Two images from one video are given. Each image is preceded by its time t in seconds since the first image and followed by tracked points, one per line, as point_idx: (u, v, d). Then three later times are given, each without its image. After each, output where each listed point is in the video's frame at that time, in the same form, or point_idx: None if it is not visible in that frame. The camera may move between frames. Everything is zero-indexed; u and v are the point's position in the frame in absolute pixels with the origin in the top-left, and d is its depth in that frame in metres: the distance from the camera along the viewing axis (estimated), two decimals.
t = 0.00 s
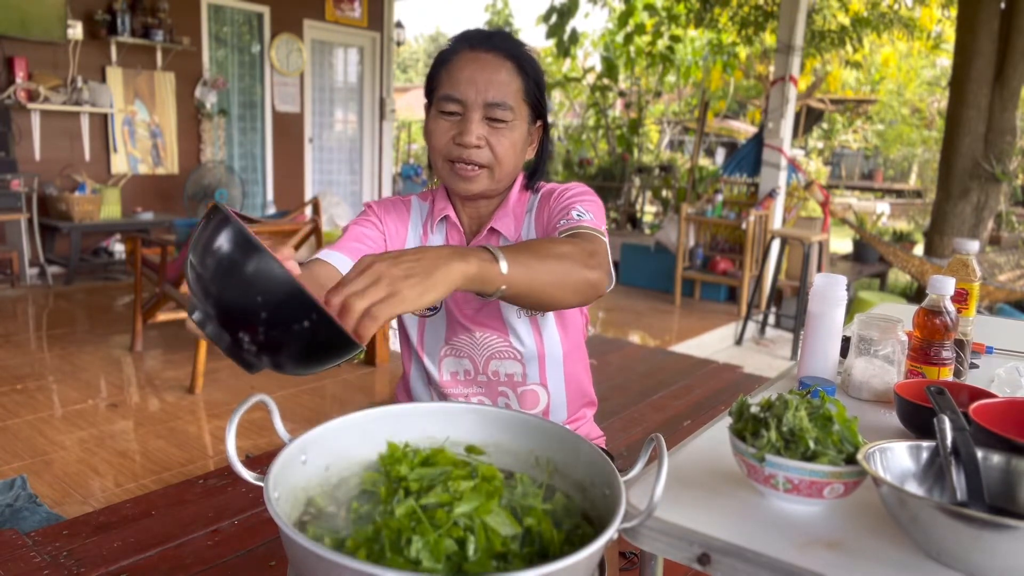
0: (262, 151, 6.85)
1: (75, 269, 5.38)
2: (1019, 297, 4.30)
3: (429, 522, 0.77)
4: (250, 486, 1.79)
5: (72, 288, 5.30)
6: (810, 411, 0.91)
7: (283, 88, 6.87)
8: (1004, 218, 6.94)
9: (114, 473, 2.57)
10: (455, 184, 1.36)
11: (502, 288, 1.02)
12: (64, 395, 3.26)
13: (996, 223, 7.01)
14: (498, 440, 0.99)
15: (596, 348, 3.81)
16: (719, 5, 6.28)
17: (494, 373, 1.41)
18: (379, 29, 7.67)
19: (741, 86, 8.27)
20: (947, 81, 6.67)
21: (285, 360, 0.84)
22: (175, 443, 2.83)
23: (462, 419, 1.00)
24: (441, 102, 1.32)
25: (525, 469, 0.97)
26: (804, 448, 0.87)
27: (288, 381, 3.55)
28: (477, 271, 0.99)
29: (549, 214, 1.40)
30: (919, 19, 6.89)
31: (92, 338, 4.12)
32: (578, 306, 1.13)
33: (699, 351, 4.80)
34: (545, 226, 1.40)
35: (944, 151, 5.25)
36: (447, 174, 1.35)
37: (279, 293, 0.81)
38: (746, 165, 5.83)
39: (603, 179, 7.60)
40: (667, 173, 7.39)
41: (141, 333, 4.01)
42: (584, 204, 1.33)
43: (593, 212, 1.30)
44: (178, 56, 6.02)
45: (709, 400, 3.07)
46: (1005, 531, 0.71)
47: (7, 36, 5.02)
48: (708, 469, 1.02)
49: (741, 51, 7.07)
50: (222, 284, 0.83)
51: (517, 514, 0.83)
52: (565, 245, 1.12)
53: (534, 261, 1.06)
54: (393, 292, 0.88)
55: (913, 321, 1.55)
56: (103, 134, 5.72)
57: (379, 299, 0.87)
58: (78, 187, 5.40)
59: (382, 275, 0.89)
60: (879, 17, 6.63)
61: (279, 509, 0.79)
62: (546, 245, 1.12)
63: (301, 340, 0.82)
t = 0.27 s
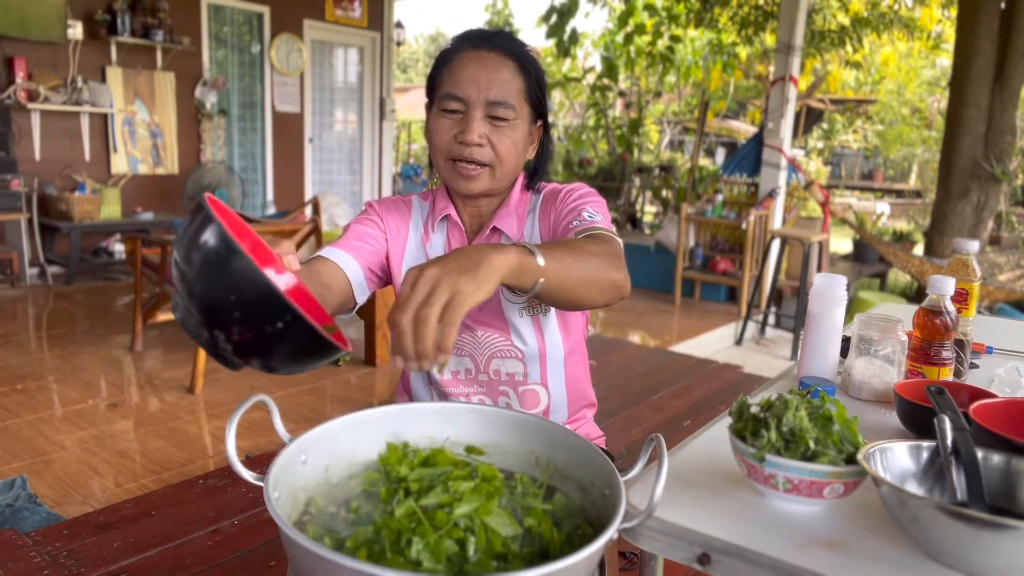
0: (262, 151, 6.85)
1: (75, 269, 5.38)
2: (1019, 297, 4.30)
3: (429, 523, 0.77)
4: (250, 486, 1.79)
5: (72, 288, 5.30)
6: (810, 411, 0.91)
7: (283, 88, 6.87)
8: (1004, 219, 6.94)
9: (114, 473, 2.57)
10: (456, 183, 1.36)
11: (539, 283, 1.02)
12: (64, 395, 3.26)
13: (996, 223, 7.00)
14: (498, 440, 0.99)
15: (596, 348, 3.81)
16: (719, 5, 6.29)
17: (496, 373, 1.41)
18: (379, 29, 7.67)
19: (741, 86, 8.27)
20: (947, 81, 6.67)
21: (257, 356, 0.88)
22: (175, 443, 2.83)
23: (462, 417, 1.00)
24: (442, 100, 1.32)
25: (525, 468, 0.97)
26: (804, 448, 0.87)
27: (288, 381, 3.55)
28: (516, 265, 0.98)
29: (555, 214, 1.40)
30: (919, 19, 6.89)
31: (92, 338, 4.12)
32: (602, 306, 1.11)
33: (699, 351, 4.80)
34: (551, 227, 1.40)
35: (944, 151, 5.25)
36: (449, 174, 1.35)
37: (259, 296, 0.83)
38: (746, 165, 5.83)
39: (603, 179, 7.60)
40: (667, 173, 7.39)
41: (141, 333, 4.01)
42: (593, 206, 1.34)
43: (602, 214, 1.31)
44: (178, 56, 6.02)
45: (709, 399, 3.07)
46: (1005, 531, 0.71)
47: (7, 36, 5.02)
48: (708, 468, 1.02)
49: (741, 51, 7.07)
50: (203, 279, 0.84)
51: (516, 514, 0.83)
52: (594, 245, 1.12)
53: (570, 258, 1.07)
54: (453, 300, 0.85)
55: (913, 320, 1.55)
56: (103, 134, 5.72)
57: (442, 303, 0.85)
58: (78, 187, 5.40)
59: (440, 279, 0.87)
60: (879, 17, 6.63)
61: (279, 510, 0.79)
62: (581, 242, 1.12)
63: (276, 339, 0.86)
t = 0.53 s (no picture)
0: (262, 151, 6.85)
1: (75, 269, 5.38)
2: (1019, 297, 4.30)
3: (429, 524, 0.77)
4: (250, 486, 1.79)
5: (72, 288, 5.30)
6: (810, 411, 0.91)
7: (283, 88, 6.87)
8: (1004, 219, 6.94)
9: (114, 473, 2.57)
10: (463, 178, 1.35)
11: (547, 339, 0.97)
12: (64, 395, 3.26)
13: (996, 223, 7.00)
14: (499, 440, 0.99)
15: (596, 348, 3.81)
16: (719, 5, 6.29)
17: (493, 373, 1.41)
18: (379, 29, 7.67)
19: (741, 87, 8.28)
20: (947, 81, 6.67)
21: (254, 341, 0.96)
22: (175, 443, 2.83)
23: (462, 418, 1.00)
24: (450, 95, 1.32)
25: (526, 468, 0.97)
26: (805, 448, 0.87)
27: (288, 381, 3.55)
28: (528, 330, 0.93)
29: (555, 219, 1.38)
30: (919, 19, 6.89)
31: (92, 338, 4.12)
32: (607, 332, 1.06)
33: (699, 351, 4.81)
34: (551, 235, 1.38)
35: (944, 151, 5.25)
36: (456, 169, 1.34)
37: (246, 283, 0.91)
38: (746, 165, 5.83)
39: (603, 179, 7.59)
40: (667, 173, 7.39)
41: (141, 333, 4.01)
42: (593, 217, 1.33)
43: (603, 226, 1.31)
44: (178, 56, 6.02)
45: (709, 400, 3.07)
46: (1005, 531, 0.71)
47: (7, 36, 5.02)
48: (708, 468, 1.02)
49: (741, 51, 7.07)
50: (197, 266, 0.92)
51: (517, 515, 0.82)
52: (594, 281, 1.09)
53: (574, 303, 1.02)
54: (478, 354, 0.85)
55: (913, 320, 1.55)
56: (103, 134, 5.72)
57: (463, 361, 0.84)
58: (78, 187, 5.40)
59: (466, 332, 0.86)
60: (879, 17, 6.64)
61: (279, 510, 0.79)
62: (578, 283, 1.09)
63: (268, 323, 0.94)
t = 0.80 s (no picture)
0: (262, 151, 6.85)
1: (75, 269, 5.38)
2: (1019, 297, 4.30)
3: (429, 525, 0.77)
4: (250, 486, 1.79)
5: (72, 288, 5.29)
6: (810, 411, 0.91)
7: (283, 88, 6.87)
8: (1004, 219, 6.93)
9: (114, 473, 2.57)
10: (468, 178, 1.35)
11: (546, 316, 1.01)
12: (64, 395, 3.26)
13: (996, 223, 7.00)
14: (498, 440, 0.99)
15: (596, 347, 3.81)
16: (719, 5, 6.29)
17: (494, 374, 1.41)
18: (379, 30, 7.67)
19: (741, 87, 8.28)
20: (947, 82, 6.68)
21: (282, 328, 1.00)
22: (175, 443, 2.83)
23: (462, 418, 1.00)
24: (453, 96, 1.31)
25: (526, 468, 0.97)
26: (805, 448, 0.87)
27: (288, 381, 3.55)
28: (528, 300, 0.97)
29: (560, 220, 1.39)
30: (919, 19, 6.89)
31: (92, 338, 4.12)
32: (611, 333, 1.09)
33: (699, 351, 4.81)
34: (556, 236, 1.39)
35: (944, 151, 5.25)
36: (460, 169, 1.34)
37: (258, 279, 0.95)
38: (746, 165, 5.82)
39: (603, 179, 7.59)
40: (667, 173, 7.38)
41: (141, 333, 4.01)
42: (598, 219, 1.34)
43: (609, 228, 1.31)
44: (178, 56, 6.02)
45: (709, 400, 3.07)
46: (1005, 531, 0.71)
47: (7, 36, 5.02)
48: (708, 468, 1.02)
49: (741, 51, 7.07)
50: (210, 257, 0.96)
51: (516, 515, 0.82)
52: (604, 278, 1.10)
53: (580, 290, 1.05)
54: (484, 311, 0.89)
55: (913, 320, 1.55)
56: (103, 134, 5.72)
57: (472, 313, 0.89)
58: (78, 187, 5.40)
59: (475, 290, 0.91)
60: (879, 17, 6.64)
61: (279, 510, 0.79)
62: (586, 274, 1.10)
63: (278, 309, 0.97)
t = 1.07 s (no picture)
0: (262, 151, 6.85)
1: (75, 269, 5.38)
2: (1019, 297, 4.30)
3: (429, 525, 0.77)
4: (250, 486, 1.79)
5: (72, 288, 5.29)
6: (810, 411, 0.91)
7: (283, 88, 6.87)
8: (1004, 218, 6.93)
9: (114, 473, 2.57)
10: (476, 178, 1.35)
11: (564, 285, 1.12)
12: (64, 395, 3.26)
13: (996, 223, 7.00)
14: (498, 440, 0.99)
15: (596, 347, 3.81)
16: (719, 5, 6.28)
17: (496, 376, 1.41)
18: (379, 30, 7.67)
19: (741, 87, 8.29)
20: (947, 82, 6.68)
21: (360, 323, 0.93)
22: (175, 443, 2.83)
23: (462, 418, 1.00)
24: (462, 97, 1.31)
25: (525, 468, 0.97)
26: (805, 448, 0.87)
27: (288, 381, 3.55)
28: (549, 260, 1.08)
29: (575, 226, 1.39)
30: (919, 19, 6.89)
31: (92, 338, 4.12)
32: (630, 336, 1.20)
33: (699, 351, 4.81)
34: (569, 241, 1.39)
35: (944, 151, 5.25)
36: (468, 169, 1.34)
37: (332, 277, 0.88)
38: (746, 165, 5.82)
39: (603, 179, 7.59)
40: (667, 173, 7.38)
41: (141, 333, 4.01)
42: (615, 230, 1.36)
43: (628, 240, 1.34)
44: (178, 56, 6.02)
45: (709, 400, 3.07)
46: (1006, 531, 0.71)
47: (7, 36, 5.02)
48: (709, 469, 1.02)
49: (741, 51, 7.07)
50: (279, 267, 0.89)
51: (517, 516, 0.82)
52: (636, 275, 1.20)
53: (604, 276, 1.15)
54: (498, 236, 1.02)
55: (913, 320, 1.55)
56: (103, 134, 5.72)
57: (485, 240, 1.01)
58: (78, 187, 5.40)
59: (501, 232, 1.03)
60: (879, 17, 6.64)
61: (279, 510, 0.79)
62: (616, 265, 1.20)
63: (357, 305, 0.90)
